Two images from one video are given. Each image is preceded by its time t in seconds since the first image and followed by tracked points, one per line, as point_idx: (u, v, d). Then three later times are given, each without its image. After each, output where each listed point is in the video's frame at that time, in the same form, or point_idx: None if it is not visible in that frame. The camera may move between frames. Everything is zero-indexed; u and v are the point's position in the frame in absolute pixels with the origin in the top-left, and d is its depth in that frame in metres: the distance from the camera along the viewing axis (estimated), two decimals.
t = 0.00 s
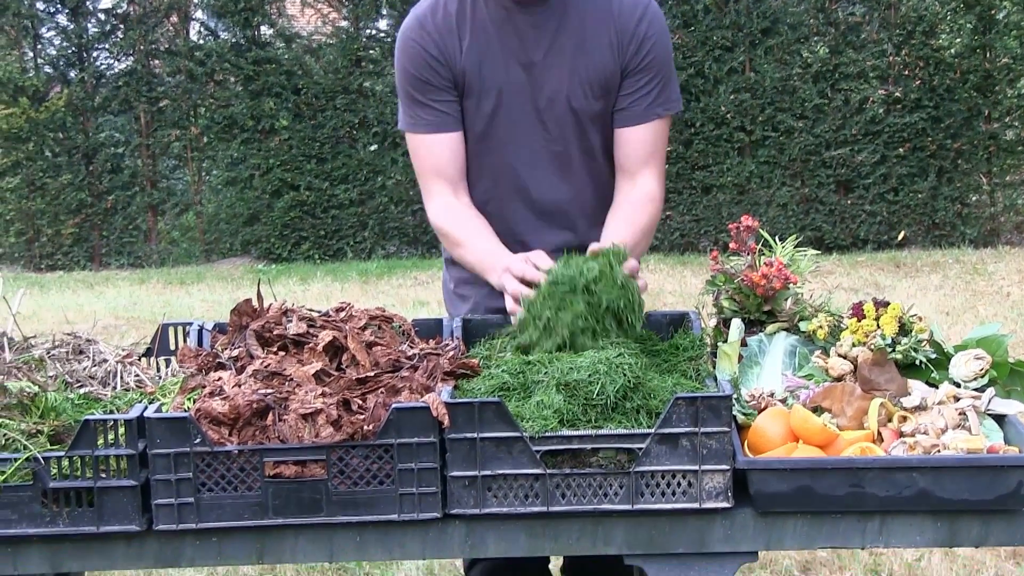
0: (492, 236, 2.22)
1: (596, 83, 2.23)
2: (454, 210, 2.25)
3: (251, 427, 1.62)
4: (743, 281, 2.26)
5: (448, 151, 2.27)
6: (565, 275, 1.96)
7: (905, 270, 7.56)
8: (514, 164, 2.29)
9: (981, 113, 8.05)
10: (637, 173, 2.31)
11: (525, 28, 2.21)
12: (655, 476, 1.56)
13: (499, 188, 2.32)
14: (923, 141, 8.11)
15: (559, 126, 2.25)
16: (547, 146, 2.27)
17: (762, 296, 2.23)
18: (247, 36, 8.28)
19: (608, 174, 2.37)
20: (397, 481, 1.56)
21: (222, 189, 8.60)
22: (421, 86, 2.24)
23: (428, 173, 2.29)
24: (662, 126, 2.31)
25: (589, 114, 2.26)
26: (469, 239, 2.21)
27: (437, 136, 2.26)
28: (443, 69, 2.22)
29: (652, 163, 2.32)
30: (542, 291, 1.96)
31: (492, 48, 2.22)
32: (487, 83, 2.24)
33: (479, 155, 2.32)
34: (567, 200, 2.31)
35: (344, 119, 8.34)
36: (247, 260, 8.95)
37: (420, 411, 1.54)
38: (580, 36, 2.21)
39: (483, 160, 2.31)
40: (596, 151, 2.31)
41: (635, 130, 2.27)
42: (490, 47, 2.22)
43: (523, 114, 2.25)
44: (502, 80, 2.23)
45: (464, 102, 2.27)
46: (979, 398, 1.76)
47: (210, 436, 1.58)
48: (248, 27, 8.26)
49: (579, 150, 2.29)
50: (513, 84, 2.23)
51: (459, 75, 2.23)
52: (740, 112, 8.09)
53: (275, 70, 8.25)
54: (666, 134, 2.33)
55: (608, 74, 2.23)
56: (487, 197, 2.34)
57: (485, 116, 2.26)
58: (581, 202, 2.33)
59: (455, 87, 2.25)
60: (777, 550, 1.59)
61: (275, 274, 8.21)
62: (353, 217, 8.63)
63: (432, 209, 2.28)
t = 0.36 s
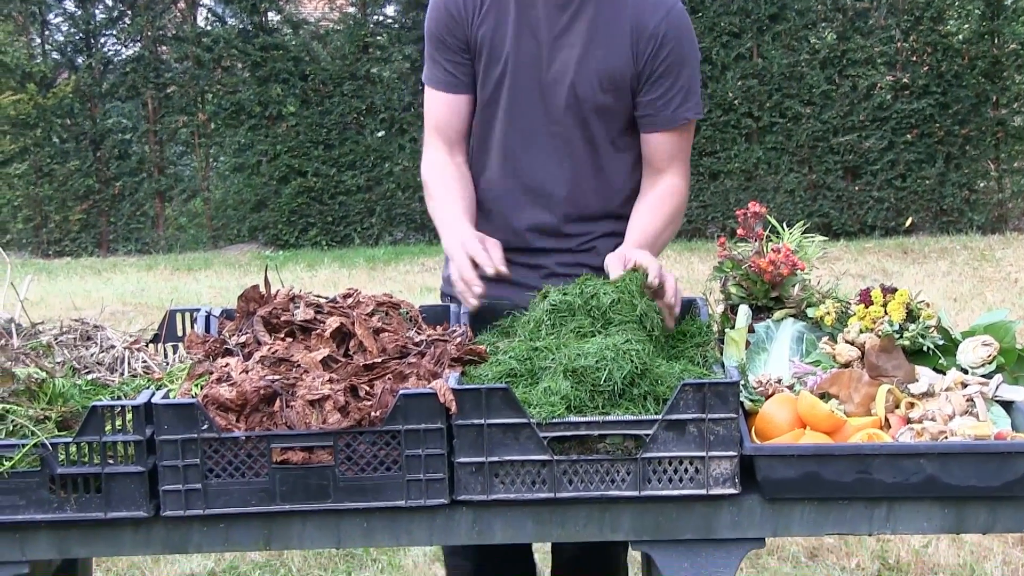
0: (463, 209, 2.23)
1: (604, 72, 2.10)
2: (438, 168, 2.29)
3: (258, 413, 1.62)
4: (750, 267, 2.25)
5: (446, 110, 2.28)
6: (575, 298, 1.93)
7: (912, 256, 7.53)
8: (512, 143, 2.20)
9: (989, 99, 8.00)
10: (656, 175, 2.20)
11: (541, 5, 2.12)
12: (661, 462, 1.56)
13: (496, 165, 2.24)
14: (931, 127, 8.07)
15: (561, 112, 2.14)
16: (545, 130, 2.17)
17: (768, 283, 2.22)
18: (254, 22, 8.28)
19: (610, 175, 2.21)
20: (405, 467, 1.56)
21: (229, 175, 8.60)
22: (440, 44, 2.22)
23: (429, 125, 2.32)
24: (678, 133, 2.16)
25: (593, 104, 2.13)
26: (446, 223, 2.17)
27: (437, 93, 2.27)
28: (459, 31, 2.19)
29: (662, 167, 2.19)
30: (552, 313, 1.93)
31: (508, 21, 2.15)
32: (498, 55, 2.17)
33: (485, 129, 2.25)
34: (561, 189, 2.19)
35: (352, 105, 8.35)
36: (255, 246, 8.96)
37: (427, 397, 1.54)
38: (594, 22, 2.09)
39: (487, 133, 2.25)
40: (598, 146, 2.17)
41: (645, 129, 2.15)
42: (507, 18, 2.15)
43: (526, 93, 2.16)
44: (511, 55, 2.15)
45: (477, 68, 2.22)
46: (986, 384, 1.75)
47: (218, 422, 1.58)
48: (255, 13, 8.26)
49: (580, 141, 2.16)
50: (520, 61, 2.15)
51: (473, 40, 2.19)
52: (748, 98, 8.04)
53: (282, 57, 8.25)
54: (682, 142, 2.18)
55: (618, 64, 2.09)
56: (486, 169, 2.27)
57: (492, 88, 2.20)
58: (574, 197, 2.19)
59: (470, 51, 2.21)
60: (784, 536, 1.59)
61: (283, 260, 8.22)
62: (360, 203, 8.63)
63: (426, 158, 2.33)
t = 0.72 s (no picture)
0: (387, 202, 2.17)
1: (572, 61, 2.05)
2: (385, 164, 2.22)
3: (262, 402, 1.61)
4: (754, 256, 2.24)
5: (396, 104, 2.19)
6: (578, 288, 1.94)
7: (916, 246, 7.51)
8: (478, 136, 2.12)
9: (993, 88, 7.98)
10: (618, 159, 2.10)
11: None
12: (665, 451, 1.56)
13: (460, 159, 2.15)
14: (935, 116, 8.04)
15: (530, 101, 2.07)
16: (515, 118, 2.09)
17: (773, 272, 2.21)
18: (258, 11, 8.27)
19: (580, 166, 2.15)
20: (408, 457, 1.56)
21: (233, 164, 8.59)
22: (398, 37, 2.12)
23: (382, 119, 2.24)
24: (645, 118, 2.08)
25: (562, 93, 2.07)
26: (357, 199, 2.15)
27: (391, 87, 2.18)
28: (417, 26, 2.10)
29: (627, 150, 2.10)
30: (554, 303, 1.94)
31: (471, 11, 2.07)
32: (461, 45, 2.08)
33: (448, 122, 2.16)
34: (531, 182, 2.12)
35: (355, 94, 8.33)
36: (258, 235, 8.96)
37: (431, 386, 1.53)
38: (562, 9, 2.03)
39: (450, 126, 2.16)
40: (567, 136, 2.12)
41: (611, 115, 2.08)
42: (469, 9, 2.07)
43: (492, 84, 2.08)
44: (475, 46, 2.07)
45: (438, 63, 2.13)
46: (990, 373, 1.76)
47: (221, 410, 1.57)
48: (259, 3, 8.25)
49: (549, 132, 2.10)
50: (485, 51, 2.07)
51: (433, 31, 2.10)
52: (751, 87, 8.04)
53: (286, 46, 8.23)
54: (652, 128, 2.10)
55: (587, 53, 2.04)
56: (449, 165, 2.18)
57: (455, 80, 2.12)
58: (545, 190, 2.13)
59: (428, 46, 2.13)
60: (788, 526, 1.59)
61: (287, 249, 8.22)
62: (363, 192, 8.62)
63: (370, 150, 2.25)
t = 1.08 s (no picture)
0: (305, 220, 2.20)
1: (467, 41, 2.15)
2: (300, 177, 2.28)
3: (265, 394, 1.61)
4: (758, 249, 2.24)
5: (306, 114, 2.28)
6: (581, 281, 1.94)
7: (920, 239, 7.49)
8: (392, 126, 2.23)
9: (998, 80, 7.94)
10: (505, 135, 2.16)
11: None
12: (668, 444, 1.56)
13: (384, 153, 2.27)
14: (939, 109, 8.01)
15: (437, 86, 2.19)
16: (428, 106, 2.21)
17: (776, 265, 2.21)
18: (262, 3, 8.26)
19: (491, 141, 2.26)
20: (412, 449, 1.56)
21: (237, 156, 8.58)
22: (299, 44, 2.20)
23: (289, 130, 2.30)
24: (535, 85, 2.16)
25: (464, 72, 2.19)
26: (277, 222, 2.17)
27: (298, 97, 2.26)
28: (318, 30, 2.18)
29: (519, 124, 2.16)
30: (556, 297, 1.94)
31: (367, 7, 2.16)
32: (363, 41, 2.18)
33: (362, 118, 2.26)
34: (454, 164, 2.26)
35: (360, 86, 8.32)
36: (263, 227, 8.96)
37: (436, 379, 1.54)
38: None
39: (364, 120, 2.26)
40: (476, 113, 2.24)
41: (504, 91, 2.15)
42: (366, 7, 2.16)
43: (398, 74, 2.19)
44: (377, 40, 2.17)
45: (345, 63, 2.23)
46: (994, 367, 1.76)
47: (225, 403, 1.57)
48: None
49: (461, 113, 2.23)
50: (385, 43, 2.17)
51: (334, 32, 2.19)
52: (755, 79, 8.03)
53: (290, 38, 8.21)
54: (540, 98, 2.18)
55: (479, 31, 2.14)
56: (372, 159, 2.29)
57: (362, 74, 2.21)
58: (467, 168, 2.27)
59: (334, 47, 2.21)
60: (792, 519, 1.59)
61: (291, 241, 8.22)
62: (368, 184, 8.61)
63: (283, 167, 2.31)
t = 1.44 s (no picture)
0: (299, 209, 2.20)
1: (400, 31, 2.15)
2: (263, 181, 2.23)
3: (273, 391, 1.61)
4: (766, 247, 2.23)
5: (264, 117, 2.24)
6: (588, 278, 1.93)
7: (929, 237, 7.47)
8: (337, 123, 2.24)
9: (1009, 78, 7.89)
10: (450, 119, 2.18)
11: None
12: (676, 442, 1.55)
13: (334, 151, 2.27)
14: (949, 107, 7.97)
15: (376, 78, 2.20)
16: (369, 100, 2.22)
17: (785, 263, 2.20)
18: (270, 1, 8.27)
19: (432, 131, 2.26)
20: (419, 447, 1.56)
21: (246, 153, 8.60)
22: (238, 50, 2.20)
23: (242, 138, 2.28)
24: (472, 69, 2.17)
25: (402, 63, 2.19)
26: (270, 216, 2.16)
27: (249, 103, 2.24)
28: (255, 35, 2.19)
29: (460, 109, 2.17)
30: (563, 295, 1.94)
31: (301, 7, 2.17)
32: (300, 42, 2.19)
33: (306, 118, 2.26)
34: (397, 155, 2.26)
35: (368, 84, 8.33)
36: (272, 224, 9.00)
37: (442, 375, 1.53)
38: None
39: (308, 119, 2.26)
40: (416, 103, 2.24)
41: (441, 77, 2.16)
42: (300, 7, 2.18)
43: (337, 70, 2.20)
44: (313, 38, 2.18)
45: (285, 65, 2.23)
46: (1004, 366, 1.75)
47: (233, 399, 1.57)
48: None
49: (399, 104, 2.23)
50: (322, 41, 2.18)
51: (272, 35, 2.20)
52: (763, 77, 8.03)
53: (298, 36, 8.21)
54: (477, 83, 2.19)
55: (413, 21, 2.14)
56: (319, 157, 2.28)
57: (303, 74, 2.22)
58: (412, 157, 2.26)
59: (272, 51, 2.22)
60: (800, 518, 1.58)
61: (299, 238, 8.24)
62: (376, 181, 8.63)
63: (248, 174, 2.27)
